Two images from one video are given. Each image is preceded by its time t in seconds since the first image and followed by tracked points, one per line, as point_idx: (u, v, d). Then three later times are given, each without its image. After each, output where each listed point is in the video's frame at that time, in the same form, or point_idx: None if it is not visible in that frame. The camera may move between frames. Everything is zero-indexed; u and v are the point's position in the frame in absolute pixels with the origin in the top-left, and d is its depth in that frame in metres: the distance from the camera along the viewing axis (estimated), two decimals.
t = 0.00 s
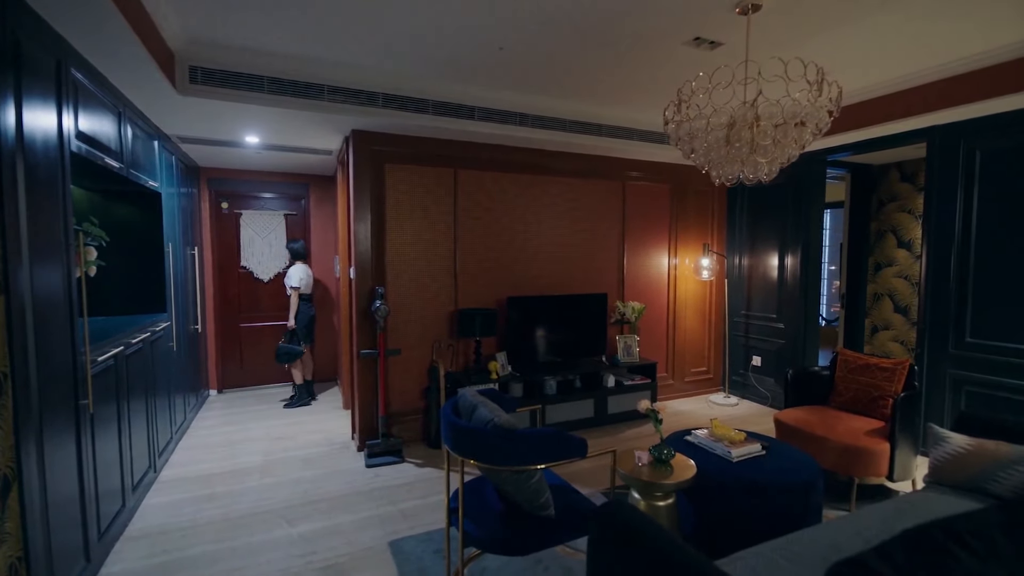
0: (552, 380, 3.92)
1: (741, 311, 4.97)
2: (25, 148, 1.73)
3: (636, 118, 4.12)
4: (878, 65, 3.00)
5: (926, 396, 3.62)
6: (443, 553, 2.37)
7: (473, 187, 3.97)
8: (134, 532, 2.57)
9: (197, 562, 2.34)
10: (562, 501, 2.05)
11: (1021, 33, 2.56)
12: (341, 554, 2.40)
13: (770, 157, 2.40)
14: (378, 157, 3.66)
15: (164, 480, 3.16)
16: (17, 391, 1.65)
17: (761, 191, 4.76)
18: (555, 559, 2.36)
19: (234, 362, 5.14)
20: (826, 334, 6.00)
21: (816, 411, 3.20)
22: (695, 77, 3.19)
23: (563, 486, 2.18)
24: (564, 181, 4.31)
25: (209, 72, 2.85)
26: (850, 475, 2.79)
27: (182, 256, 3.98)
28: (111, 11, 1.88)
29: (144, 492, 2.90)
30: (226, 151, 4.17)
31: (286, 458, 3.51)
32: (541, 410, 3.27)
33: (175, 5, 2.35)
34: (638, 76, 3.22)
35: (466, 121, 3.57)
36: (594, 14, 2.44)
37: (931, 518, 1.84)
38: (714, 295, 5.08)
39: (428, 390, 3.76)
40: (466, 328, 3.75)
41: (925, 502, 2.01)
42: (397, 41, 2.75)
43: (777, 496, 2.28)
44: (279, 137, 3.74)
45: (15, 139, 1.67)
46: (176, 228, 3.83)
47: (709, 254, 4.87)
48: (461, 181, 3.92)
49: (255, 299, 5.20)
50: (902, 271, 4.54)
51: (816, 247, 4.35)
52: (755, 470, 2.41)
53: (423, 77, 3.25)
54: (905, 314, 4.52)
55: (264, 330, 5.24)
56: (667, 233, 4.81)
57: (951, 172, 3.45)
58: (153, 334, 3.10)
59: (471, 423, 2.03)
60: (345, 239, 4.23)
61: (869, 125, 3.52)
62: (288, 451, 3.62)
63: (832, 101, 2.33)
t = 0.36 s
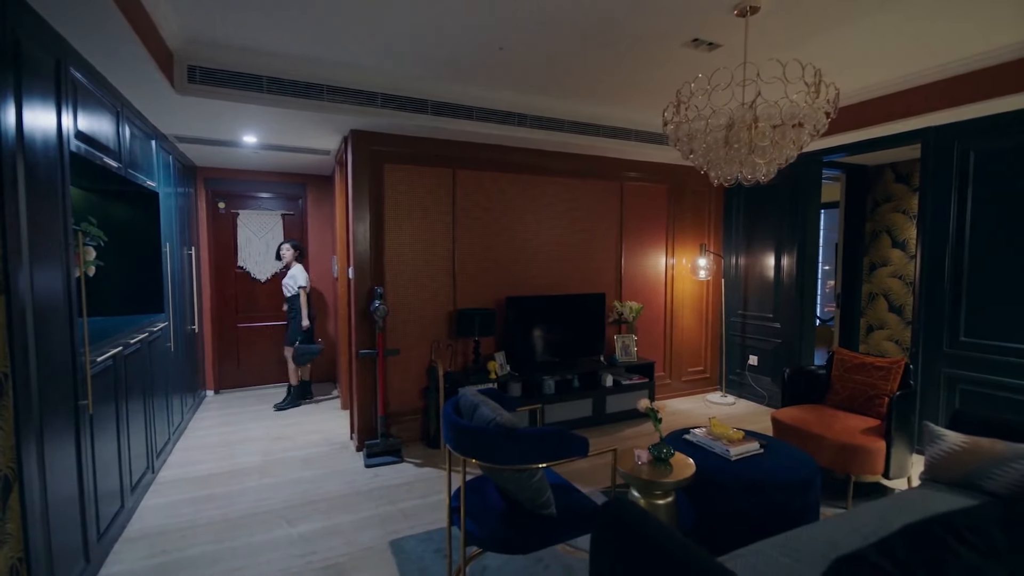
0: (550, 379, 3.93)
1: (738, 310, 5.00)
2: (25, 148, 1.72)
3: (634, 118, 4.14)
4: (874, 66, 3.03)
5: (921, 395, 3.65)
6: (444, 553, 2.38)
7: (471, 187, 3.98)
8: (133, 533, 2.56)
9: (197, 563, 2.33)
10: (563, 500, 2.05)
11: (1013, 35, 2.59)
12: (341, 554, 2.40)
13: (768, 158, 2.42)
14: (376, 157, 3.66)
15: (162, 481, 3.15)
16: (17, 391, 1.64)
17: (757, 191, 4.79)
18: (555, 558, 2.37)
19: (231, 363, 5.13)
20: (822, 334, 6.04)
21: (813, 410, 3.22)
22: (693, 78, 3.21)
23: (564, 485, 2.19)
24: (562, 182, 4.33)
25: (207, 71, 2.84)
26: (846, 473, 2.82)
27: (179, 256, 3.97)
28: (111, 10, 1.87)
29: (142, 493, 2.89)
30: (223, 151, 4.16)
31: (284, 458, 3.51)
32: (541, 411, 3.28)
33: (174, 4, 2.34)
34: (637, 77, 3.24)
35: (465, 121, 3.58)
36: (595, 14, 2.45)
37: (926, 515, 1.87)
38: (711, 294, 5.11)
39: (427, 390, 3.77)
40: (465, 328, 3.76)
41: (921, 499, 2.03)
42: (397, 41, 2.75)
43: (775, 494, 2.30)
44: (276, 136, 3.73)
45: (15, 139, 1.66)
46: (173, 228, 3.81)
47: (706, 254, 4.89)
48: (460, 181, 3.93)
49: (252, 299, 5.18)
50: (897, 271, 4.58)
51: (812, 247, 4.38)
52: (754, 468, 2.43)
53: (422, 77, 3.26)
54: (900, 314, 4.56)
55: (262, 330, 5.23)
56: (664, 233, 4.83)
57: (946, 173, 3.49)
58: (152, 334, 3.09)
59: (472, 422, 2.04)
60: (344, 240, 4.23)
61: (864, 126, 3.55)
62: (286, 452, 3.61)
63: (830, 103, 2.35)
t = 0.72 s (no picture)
0: (548, 380, 3.98)
1: (735, 310, 5.03)
2: (25, 148, 1.71)
3: (632, 119, 4.16)
4: (870, 67, 3.06)
5: (916, 393, 3.69)
6: (444, 552, 2.38)
7: (470, 188, 3.98)
8: (132, 534, 2.55)
9: (197, 564, 2.33)
10: (564, 498, 2.06)
11: (1006, 36, 2.62)
12: (342, 554, 2.40)
13: (765, 158, 2.44)
14: (375, 157, 3.65)
15: (160, 482, 3.14)
16: (17, 391, 1.64)
17: (754, 192, 4.83)
18: (556, 556, 2.38)
19: (228, 363, 5.11)
20: (817, 333, 6.08)
21: (809, 408, 3.25)
22: (692, 79, 3.24)
23: (565, 484, 2.20)
24: (560, 182, 4.34)
25: (206, 71, 2.83)
26: (843, 471, 2.84)
27: (176, 256, 3.95)
28: (112, 9, 1.86)
29: (140, 494, 2.88)
30: (220, 151, 4.15)
31: (283, 458, 3.50)
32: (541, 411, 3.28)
33: (173, 3, 2.34)
34: (635, 78, 3.26)
35: (464, 121, 3.58)
36: (594, 16, 2.46)
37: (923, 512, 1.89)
38: (708, 294, 5.14)
39: (426, 390, 3.78)
40: (464, 328, 3.77)
41: (918, 496, 2.05)
42: (397, 41, 2.76)
43: (773, 492, 2.32)
44: (274, 136, 3.72)
45: (15, 139, 1.65)
46: (170, 228, 3.80)
47: (702, 254, 4.92)
48: (458, 181, 3.93)
49: (249, 300, 5.17)
50: (892, 271, 4.62)
51: (807, 247, 4.42)
52: (752, 467, 2.44)
53: (421, 77, 3.26)
54: (895, 313, 4.60)
55: (259, 331, 5.22)
56: (661, 233, 4.85)
57: (940, 173, 3.53)
58: (150, 334, 3.08)
59: (474, 422, 2.04)
60: (342, 240, 4.23)
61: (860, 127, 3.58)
62: (285, 452, 3.61)
63: (827, 104, 2.37)
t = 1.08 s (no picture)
0: (547, 379, 3.99)
1: (732, 310, 5.06)
2: (27, 148, 1.71)
3: (630, 119, 4.17)
4: (867, 67, 3.08)
5: (913, 392, 3.72)
6: (446, 551, 2.39)
7: (469, 188, 3.99)
8: (132, 535, 2.55)
9: (197, 564, 2.32)
10: (565, 497, 2.07)
11: (1000, 38, 2.65)
12: (342, 554, 2.40)
13: (764, 159, 2.46)
14: (374, 158, 3.66)
15: (159, 482, 3.13)
16: (19, 391, 1.63)
17: (751, 192, 4.85)
18: (556, 555, 2.39)
19: (226, 363, 5.10)
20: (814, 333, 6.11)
21: (807, 407, 3.28)
22: (691, 80, 3.25)
23: (566, 483, 2.20)
24: (560, 183, 4.35)
25: (206, 71, 2.83)
26: (840, 469, 2.87)
27: (174, 256, 3.94)
28: (113, 9, 1.86)
29: (140, 495, 2.88)
30: (219, 150, 4.14)
31: (282, 459, 3.50)
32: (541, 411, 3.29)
33: (173, 3, 2.34)
34: (634, 78, 3.27)
35: (463, 121, 3.59)
36: (593, 17, 2.48)
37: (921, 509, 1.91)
38: (706, 294, 5.16)
39: (425, 390, 3.78)
40: (463, 328, 3.78)
41: (915, 494, 2.08)
42: (397, 41, 2.76)
43: (772, 491, 2.33)
44: (274, 136, 3.72)
45: (17, 138, 1.65)
46: (168, 227, 3.79)
47: (700, 254, 4.95)
48: (458, 182, 3.94)
49: (248, 300, 5.16)
50: (887, 271, 4.65)
51: (804, 247, 4.45)
52: (751, 465, 2.46)
53: (420, 77, 3.27)
54: (891, 312, 4.63)
55: (257, 331, 5.20)
56: (659, 233, 4.87)
57: (936, 174, 3.56)
58: (149, 334, 3.07)
59: (476, 421, 2.05)
60: (341, 240, 4.23)
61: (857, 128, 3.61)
62: (284, 452, 3.60)
63: (826, 105, 2.39)
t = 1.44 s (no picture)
0: (547, 379, 4.01)
1: (730, 310, 5.08)
2: (28, 148, 1.71)
3: (629, 120, 4.19)
4: (864, 68, 3.11)
5: (909, 391, 3.75)
6: (447, 550, 2.40)
7: (468, 188, 4.00)
8: (131, 535, 2.55)
9: (197, 564, 2.32)
10: (567, 496, 2.08)
11: (995, 39, 2.68)
12: (342, 554, 2.40)
13: (764, 160, 2.48)
14: (373, 158, 3.66)
15: (158, 483, 3.12)
16: (21, 391, 1.63)
17: (748, 193, 4.88)
18: (557, 554, 2.40)
19: (223, 364, 5.08)
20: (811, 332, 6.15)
21: (805, 406, 3.30)
22: (690, 81, 3.27)
23: (567, 482, 2.21)
24: (558, 183, 4.37)
25: (205, 71, 2.83)
26: (838, 467, 2.89)
27: (172, 256, 3.93)
28: (114, 9, 1.86)
29: (139, 495, 2.87)
30: (217, 150, 4.13)
31: (281, 459, 3.49)
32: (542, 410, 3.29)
33: (174, 3, 2.34)
34: (634, 79, 3.28)
35: (462, 121, 3.60)
36: (593, 18, 2.50)
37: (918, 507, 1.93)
38: (704, 293, 5.18)
39: (425, 390, 3.78)
40: (462, 328, 3.78)
41: (912, 491, 2.10)
42: (397, 41, 2.77)
43: (771, 489, 2.35)
44: (272, 136, 3.71)
45: (18, 139, 1.65)
46: (167, 226, 3.78)
47: (699, 254, 4.97)
48: (457, 182, 3.95)
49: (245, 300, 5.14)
50: (884, 271, 4.69)
51: (802, 247, 4.48)
52: (750, 464, 2.48)
53: (420, 77, 3.27)
54: (887, 312, 4.67)
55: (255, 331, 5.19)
56: (658, 233, 4.89)
57: (931, 175, 3.59)
58: (148, 334, 3.07)
59: (477, 420, 2.06)
60: (340, 240, 4.23)
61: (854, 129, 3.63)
62: (283, 452, 3.60)
63: (824, 106, 2.41)
